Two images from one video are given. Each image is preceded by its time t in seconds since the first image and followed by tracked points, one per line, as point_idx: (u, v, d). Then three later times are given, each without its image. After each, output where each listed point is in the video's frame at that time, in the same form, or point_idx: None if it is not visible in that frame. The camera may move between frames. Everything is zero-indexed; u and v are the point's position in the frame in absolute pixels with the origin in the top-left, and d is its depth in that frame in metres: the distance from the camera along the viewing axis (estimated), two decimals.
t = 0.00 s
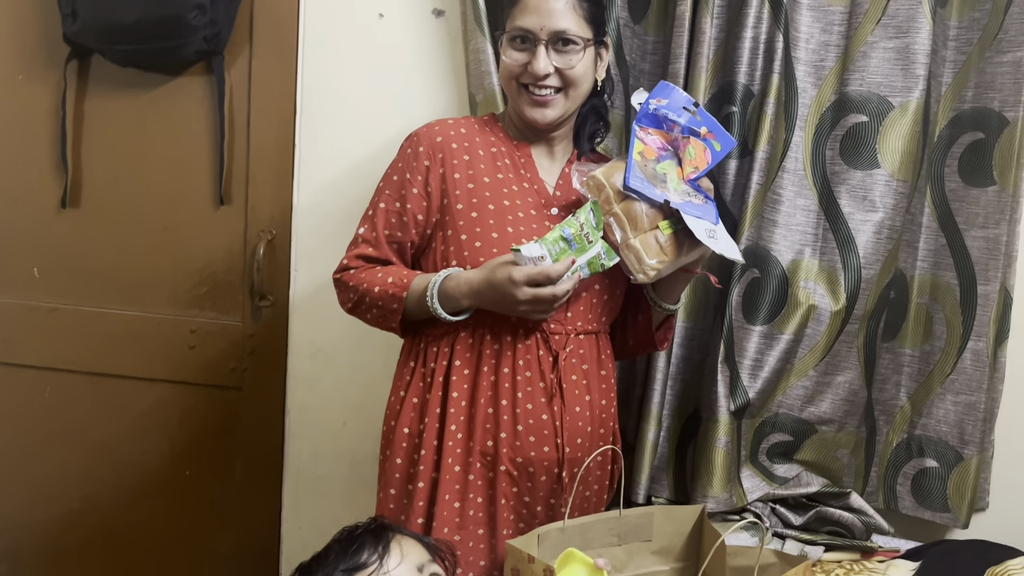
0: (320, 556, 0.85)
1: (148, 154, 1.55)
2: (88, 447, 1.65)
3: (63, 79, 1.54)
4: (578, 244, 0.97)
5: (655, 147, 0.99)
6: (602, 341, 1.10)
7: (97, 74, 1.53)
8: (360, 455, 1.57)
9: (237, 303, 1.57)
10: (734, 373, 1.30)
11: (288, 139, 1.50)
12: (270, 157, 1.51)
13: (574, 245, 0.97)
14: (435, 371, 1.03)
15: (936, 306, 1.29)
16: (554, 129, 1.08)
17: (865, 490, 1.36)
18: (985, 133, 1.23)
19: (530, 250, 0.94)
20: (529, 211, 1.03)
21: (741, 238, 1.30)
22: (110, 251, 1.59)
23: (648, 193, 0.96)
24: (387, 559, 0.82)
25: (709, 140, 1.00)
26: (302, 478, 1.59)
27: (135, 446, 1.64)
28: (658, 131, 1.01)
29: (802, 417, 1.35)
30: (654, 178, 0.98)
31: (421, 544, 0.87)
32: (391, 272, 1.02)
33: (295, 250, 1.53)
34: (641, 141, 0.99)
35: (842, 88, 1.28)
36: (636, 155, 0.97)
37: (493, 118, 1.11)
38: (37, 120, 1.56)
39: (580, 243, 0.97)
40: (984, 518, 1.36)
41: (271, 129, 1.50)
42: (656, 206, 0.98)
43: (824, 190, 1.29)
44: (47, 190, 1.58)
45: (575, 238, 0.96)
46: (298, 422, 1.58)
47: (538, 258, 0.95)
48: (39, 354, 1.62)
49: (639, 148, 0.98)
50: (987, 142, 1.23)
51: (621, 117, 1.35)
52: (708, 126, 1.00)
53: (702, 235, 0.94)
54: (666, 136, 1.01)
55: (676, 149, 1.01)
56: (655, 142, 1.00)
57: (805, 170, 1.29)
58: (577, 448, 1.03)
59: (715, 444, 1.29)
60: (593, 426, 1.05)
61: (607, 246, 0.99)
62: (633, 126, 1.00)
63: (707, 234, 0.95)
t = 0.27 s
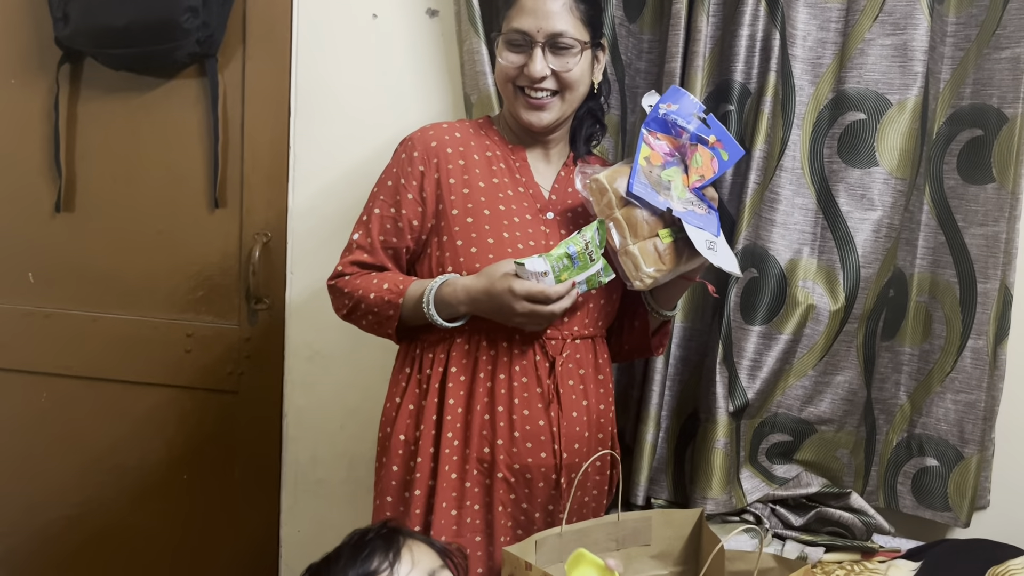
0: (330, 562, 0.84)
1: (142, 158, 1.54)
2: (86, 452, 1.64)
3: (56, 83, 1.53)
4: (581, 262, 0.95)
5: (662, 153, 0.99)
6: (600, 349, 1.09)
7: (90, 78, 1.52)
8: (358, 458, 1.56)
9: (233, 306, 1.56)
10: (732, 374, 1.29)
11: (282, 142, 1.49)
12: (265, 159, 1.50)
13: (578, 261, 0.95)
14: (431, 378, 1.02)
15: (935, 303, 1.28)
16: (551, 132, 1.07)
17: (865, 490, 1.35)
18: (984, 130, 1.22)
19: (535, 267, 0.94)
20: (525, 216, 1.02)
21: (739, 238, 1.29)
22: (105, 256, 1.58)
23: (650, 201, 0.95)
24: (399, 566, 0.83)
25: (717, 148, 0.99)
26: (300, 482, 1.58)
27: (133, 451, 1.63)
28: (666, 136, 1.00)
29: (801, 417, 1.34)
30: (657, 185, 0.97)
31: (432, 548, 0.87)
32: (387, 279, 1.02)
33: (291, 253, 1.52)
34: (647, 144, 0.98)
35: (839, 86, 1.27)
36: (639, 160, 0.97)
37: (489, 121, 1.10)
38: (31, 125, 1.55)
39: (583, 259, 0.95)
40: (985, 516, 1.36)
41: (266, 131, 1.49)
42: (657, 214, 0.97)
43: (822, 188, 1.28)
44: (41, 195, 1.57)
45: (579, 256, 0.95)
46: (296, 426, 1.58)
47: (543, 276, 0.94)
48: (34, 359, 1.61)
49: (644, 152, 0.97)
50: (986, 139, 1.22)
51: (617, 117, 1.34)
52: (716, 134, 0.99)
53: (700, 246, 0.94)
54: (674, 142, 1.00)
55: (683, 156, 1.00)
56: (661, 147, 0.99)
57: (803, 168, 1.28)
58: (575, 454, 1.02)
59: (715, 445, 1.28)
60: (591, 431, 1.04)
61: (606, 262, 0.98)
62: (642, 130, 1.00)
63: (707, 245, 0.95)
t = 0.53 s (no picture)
0: (383, 446, 0.83)
1: (154, 90, 1.52)
2: (104, 386, 1.66)
3: (64, 12, 1.50)
4: (602, 193, 0.96)
5: (693, 76, 0.96)
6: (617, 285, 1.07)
7: (99, 8, 1.49)
8: (373, 392, 1.57)
9: (247, 242, 1.56)
10: (749, 309, 1.28)
11: (295, 74, 1.47)
12: (278, 92, 1.48)
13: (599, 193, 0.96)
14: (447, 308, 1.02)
15: (957, 241, 1.25)
16: (571, 58, 1.04)
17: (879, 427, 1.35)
18: (1014, 61, 1.18)
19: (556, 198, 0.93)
20: (542, 144, 1.00)
21: (760, 171, 1.28)
22: (119, 190, 1.57)
23: (672, 122, 0.94)
24: (455, 473, 0.81)
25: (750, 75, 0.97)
26: (317, 415, 1.61)
27: (150, 385, 1.65)
28: (699, 60, 0.97)
29: (817, 353, 1.33)
30: (682, 108, 0.95)
31: (484, 461, 0.86)
32: (403, 209, 1.00)
33: (305, 187, 1.51)
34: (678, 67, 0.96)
35: (866, 15, 1.23)
36: (669, 82, 0.95)
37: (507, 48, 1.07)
38: (39, 55, 1.52)
39: (604, 189, 0.96)
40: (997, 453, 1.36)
41: (279, 63, 1.47)
42: (679, 136, 0.95)
43: (845, 120, 1.25)
44: (52, 128, 1.55)
45: (600, 188, 0.95)
46: (312, 360, 1.59)
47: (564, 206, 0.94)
48: (51, 294, 1.62)
49: (675, 74, 0.95)
50: (1016, 70, 1.18)
51: (637, 47, 1.31)
52: (748, 60, 0.98)
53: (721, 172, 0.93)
54: (706, 67, 0.98)
55: (713, 81, 0.97)
56: (694, 70, 0.96)
57: (826, 98, 1.24)
58: (591, 385, 1.02)
59: (728, 380, 1.28)
60: (607, 362, 1.04)
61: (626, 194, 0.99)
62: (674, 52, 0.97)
63: (728, 172, 0.94)
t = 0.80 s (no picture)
0: (415, 363, 0.79)
1: (176, 29, 1.49)
2: (128, 329, 1.66)
3: None
4: (635, 134, 0.91)
5: (741, 11, 0.95)
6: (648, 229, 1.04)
7: None
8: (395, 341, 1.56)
9: (271, 186, 1.54)
10: (783, 262, 1.25)
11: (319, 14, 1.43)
12: (302, 32, 1.44)
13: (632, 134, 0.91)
14: (472, 250, 0.99)
15: (1002, 196, 1.20)
16: None
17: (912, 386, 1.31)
18: None
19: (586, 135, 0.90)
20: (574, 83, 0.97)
21: (798, 118, 1.22)
22: (142, 132, 1.55)
23: (709, 49, 0.92)
24: (482, 415, 0.76)
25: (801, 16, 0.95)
26: (339, 363, 1.60)
27: (173, 330, 1.65)
28: None
29: (850, 308, 1.30)
30: (725, 40, 0.94)
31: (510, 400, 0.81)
32: (430, 148, 0.98)
33: (329, 131, 1.48)
34: None
35: None
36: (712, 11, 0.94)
37: None
38: None
39: (637, 130, 0.91)
40: None
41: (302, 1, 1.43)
42: (715, 67, 0.93)
43: (889, 66, 1.20)
44: (75, 68, 1.53)
45: (634, 129, 0.91)
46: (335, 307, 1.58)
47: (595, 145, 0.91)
48: (75, 236, 1.61)
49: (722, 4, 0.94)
50: None
51: None
52: (803, 1, 0.95)
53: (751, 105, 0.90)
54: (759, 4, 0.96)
55: (763, 20, 0.96)
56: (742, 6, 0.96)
57: (869, 45, 1.19)
58: (617, 332, 1.00)
59: (760, 334, 1.25)
60: (635, 309, 1.01)
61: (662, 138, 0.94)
62: None
63: (761, 109, 0.91)
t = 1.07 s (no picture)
0: (418, 264, 0.73)
1: None
2: (149, 289, 1.65)
3: None
4: (671, 87, 0.88)
5: None
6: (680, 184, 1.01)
7: None
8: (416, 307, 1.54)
9: (294, 145, 1.52)
10: (818, 231, 1.22)
11: None
12: None
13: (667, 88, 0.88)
14: (497, 205, 0.96)
15: None
16: None
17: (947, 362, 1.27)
18: None
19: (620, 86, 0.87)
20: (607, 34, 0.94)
21: (839, 81, 1.19)
22: (165, 87, 1.53)
23: None
24: (477, 323, 0.71)
25: None
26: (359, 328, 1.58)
27: (194, 289, 1.63)
28: None
29: (886, 281, 1.25)
30: None
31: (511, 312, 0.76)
32: (456, 99, 0.95)
33: (353, 89, 1.45)
34: None
35: None
36: None
37: None
38: None
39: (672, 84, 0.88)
40: None
41: None
42: (758, 18, 0.89)
43: (936, 29, 1.15)
44: (99, 21, 1.51)
45: (670, 81, 0.88)
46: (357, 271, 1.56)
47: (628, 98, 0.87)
48: (97, 192, 1.60)
49: None
50: None
51: None
52: None
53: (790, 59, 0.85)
54: None
55: None
56: None
57: (917, 6, 1.15)
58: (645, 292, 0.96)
59: (793, 304, 1.22)
60: (664, 270, 0.98)
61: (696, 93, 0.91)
62: None
63: (801, 64, 0.86)
